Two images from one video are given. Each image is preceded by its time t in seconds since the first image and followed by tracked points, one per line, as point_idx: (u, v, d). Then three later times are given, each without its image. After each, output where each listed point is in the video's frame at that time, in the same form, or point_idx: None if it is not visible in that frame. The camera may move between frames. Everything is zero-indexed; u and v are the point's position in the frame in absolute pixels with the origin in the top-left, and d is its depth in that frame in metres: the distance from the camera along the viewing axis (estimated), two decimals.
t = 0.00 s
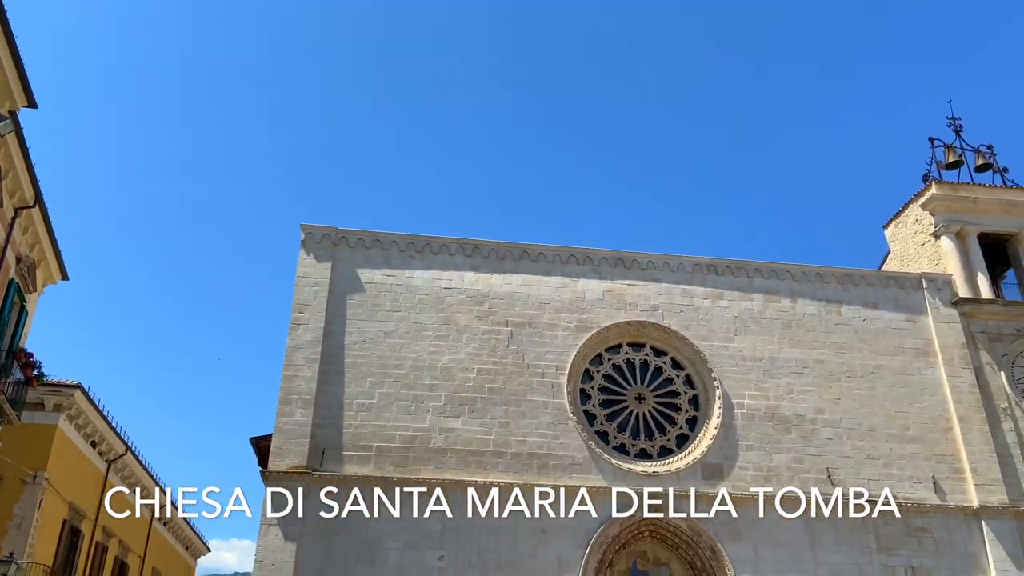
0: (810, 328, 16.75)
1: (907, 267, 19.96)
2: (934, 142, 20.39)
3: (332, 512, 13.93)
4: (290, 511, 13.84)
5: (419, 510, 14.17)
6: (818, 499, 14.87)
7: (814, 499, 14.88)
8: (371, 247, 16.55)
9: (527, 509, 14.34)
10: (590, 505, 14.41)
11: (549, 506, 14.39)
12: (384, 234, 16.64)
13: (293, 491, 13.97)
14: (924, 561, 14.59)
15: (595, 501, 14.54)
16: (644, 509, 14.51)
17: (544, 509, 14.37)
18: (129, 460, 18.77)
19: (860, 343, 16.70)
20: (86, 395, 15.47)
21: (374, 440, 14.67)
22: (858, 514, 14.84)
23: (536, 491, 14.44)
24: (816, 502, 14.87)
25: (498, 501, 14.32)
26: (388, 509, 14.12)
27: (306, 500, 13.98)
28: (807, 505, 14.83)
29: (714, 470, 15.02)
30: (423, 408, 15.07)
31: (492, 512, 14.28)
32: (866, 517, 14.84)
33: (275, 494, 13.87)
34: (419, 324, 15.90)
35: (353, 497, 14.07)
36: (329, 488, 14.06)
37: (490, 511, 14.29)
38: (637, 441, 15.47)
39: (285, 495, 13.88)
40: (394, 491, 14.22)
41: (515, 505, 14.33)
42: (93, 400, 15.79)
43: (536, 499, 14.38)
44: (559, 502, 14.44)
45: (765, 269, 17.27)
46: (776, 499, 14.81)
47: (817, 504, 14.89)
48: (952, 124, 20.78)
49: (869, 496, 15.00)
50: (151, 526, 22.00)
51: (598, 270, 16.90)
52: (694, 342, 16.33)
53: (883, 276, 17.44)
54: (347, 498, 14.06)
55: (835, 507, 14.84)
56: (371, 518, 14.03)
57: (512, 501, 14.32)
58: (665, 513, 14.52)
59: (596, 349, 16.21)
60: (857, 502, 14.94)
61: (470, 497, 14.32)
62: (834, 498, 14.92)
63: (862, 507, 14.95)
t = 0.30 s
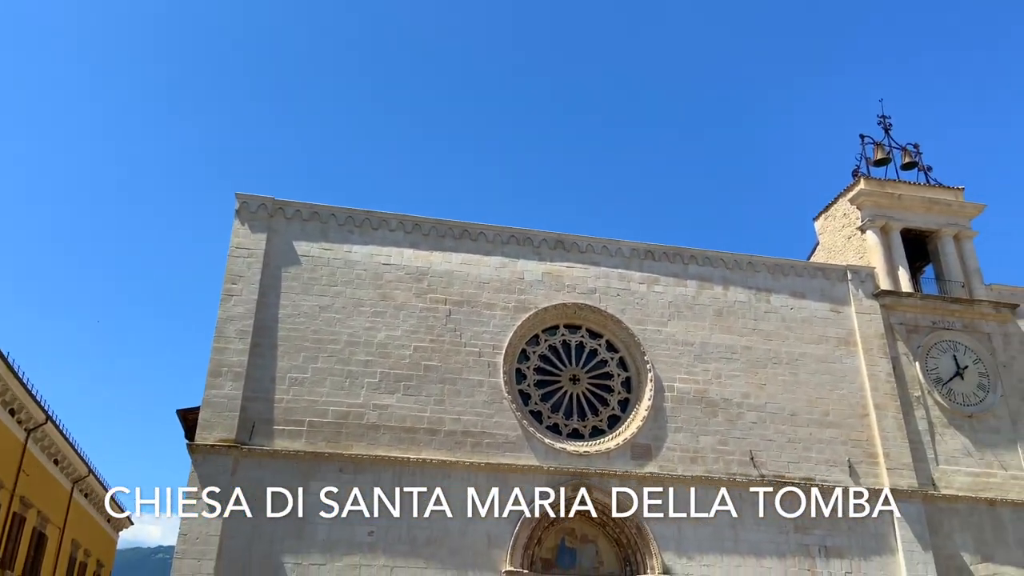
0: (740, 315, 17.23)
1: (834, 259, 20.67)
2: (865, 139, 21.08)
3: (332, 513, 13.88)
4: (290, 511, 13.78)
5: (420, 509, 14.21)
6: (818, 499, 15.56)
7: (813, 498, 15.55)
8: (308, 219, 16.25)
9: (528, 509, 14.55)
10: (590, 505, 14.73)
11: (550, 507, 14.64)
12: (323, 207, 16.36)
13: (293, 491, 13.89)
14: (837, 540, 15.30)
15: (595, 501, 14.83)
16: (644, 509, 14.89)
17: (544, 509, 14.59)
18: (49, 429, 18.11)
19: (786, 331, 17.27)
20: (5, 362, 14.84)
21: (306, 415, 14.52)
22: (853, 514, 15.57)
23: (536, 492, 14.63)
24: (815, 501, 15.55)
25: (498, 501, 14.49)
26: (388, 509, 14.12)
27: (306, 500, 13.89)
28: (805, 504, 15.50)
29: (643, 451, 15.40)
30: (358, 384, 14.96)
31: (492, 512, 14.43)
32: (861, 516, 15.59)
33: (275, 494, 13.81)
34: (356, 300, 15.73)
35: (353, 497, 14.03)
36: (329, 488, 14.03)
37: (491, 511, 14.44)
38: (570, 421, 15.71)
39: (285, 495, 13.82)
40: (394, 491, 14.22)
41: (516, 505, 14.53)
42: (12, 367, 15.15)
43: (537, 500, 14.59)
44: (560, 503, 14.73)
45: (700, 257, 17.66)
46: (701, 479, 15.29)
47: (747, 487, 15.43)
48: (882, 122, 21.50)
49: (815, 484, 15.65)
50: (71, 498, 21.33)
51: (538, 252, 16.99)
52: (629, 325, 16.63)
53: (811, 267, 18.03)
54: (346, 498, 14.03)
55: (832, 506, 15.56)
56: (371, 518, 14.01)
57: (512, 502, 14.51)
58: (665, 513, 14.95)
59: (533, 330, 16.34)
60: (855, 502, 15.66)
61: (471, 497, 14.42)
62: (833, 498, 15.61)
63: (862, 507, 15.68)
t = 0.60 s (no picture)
0: (680, 300, 17.52)
1: (772, 248, 21.17)
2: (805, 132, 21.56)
3: (332, 512, 13.84)
4: (289, 511, 13.69)
5: (420, 509, 14.24)
6: (818, 499, 16.21)
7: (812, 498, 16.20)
8: (248, 190, 15.80)
9: (527, 509, 15.04)
10: (590, 506, 14.96)
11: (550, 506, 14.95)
12: (263, 178, 15.92)
13: (293, 491, 13.81)
14: (764, 521, 15.80)
15: (595, 501, 15.10)
16: (644, 508, 15.31)
17: (544, 508, 14.93)
18: None
19: (723, 317, 17.64)
20: None
21: (241, 391, 14.20)
22: (853, 513, 16.33)
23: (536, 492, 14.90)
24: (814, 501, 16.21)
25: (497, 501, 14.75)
26: (387, 509, 14.11)
27: (306, 500, 13.81)
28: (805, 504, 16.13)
29: (581, 432, 15.58)
30: (296, 360, 14.70)
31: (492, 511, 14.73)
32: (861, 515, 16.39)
33: (275, 494, 13.71)
34: (296, 275, 15.41)
35: (353, 497, 14.00)
36: (329, 488, 13.97)
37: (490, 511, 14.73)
38: (510, 402, 15.78)
39: (285, 495, 13.73)
40: (394, 491, 14.22)
41: (516, 505, 14.95)
42: None
43: (537, 500, 14.91)
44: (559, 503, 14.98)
45: (643, 242, 17.85)
46: (636, 460, 15.57)
47: (681, 468, 15.79)
48: (823, 116, 22.01)
49: (745, 466, 16.11)
50: None
51: (484, 232, 16.91)
52: (572, 308, 16.74)
53: (750, 255, 18.42)
54: (347, 498, 13.99)
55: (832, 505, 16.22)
56: (371, 518, 13.99)
57: (512, 502, 14.90)
58: (665, 513, 15.40)
59: (477, 310, 16.31)
60: (854, 502, 16.44)
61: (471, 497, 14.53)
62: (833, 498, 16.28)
63: (861, 507, 16.48)
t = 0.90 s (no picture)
0: (627, 285, 17.73)
1: (718, 235, 21.55)
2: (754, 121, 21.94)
3: (332, 512, 13.89)
4: (290, 511, 13.68)
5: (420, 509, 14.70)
6: (817, 499, 17.07)
7: (812, 498, 17.03)
8: (192, 161, 15.39)
9: (527, 509, 14.97)
10: (590, 505, 15.39)
11: (549, 506, 15.15)
12: (208, 148, 15.52)
13: (293, 491, 13.81)
14: (702, 502, 16.21)
15: (595, 501, 15.50)
16: (644, 508, 15.78)
17: (543, 508, 15.10)
18: None
19: (669, 302, 17.92)
20: None
21: (181, 366, 13.91)
22: (852, 513, 17.30)
23: (536, 492, 15.12)
24: (813, 502, 17.03)
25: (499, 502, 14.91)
26: (387, 509, 14.21)
27: (305, 500, 13.82)
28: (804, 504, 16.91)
29: (526, 412, 15.71)
30: (239, 336, 14.44)
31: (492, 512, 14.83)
32: (860, 515, 17.36)
33: (275, 494, 13.71)
34: (240, 249, 15.10)
35: (353, 497, 14.07)
36: (329, 488, 14.00)
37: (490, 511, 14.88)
38: (457, 382, 15.81)
39: (285, 495, 13.73)
40: (394, 491, 14.31)
41: (516, 505, 15.02)
42: None
43: (537, 499, 15.08)
44: (560, 503, 15.26)
45: (593, 225, 17.97)
46: (580, 441, 15.77)
47: (624, 449, 16.06)
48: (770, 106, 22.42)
49: (686, 448, 16.47)
50: None
51: (434, 211, 16.81)
52: (521, 289, 16.80)
53: (696, 242, 18.72)
54: (347, 498, 14.05)
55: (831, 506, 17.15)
56: (371, 518, 14.10)
57: (512, 502, 14.98)
58: (664, 512, 15.88)
59: (426, 289, 16.25)
60: (854, 502, 17.41)
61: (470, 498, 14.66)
62: (832, 498, 17.23)
63: (862, 507, 17.46)
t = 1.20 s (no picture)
0: (581, 268, 17.85)
1: (671, 221, 21.81)
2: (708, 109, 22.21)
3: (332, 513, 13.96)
4: (290, 511, 13.75)
5: (420, 509, 15.10)
6: (817, 499, 18.00)
7: (812, 498, 17.98)
8: (138, 131, 14.95)
9: (527, 509, 15.36)
10: (590, 505, 15.83)
11: (549, 506, 15.56)
12: (156, 119, 15.09)
13: (293, 491, 13.87)
14: (649, 482, 16.51)
15: (594, 501, 15.94)
16: (645, 509, 16.28)
17: (543, 508, 15.51)
18: None
19: (621, 286, 18.11)
20: None
21: (125, 342, 13.58)
22: (853, 512, 18.24)
23: (536, 492, 15.54)
24: (814, 501, 17.98)
25: (497, 501, 15.12)
26: (388, 509, 14.88)
27: (306, 500, 13.90)
28: (804, 503, 17.84)
29: (478, 393, 15.76)
30: (185, 313, 14.15)
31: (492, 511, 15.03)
32: (860, 514, 18.32)
33: (275, 494, 13.75)
34: (188, 224, 14.76)
35: (353, 498, 14.25)
36: (329, 488, 14.07)
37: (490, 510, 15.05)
38: (409, 361, 15.78)
39: (285, 495, 13.79)
40: (393, 492, 15.07)
41: (516, 504, 15.30)
42: None
43: (537, 499, 15.48)
44: (560, 503, 15.67)
45: (547, 208, 18.02)
46: (530, 422, 15.89)
47: (573, 431, 16.23)
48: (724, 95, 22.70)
49: (634, 430, 16.73)
50: None
51: (389, 189, 16.65)
52: (475, 271, 16.79)
53: (649, 227, 18.93)
54: (347, 498, 14.19)
55: (831, 505, 18.05)
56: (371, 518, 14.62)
57: (512, 502, 15.27)
58: (664, 512, 16.40)
59: (379, 269, 16.12)
60: (854, 502, 18.37)
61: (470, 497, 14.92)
62: (833, 498, 18.16)
63: (862, 506, 18.43)
